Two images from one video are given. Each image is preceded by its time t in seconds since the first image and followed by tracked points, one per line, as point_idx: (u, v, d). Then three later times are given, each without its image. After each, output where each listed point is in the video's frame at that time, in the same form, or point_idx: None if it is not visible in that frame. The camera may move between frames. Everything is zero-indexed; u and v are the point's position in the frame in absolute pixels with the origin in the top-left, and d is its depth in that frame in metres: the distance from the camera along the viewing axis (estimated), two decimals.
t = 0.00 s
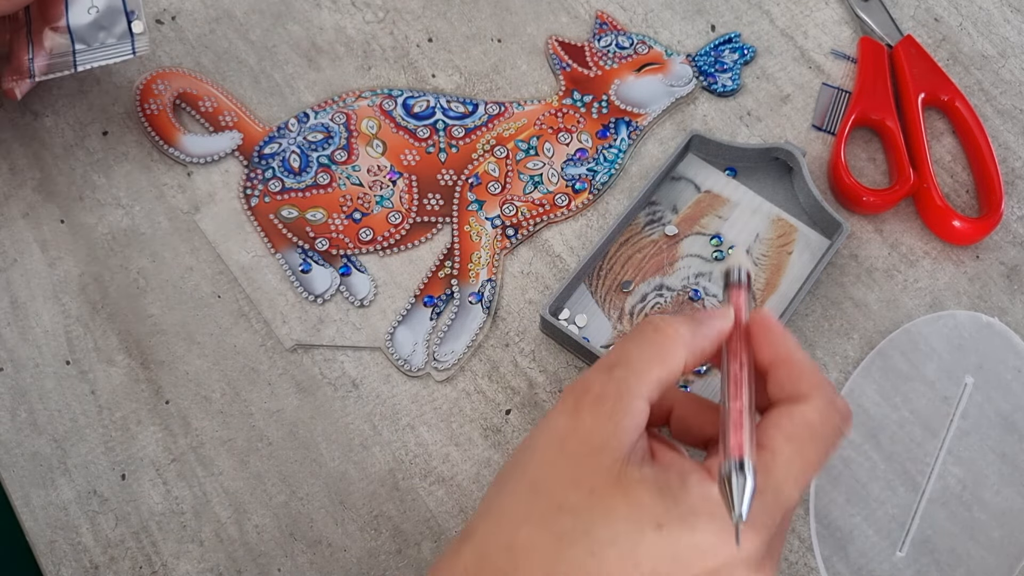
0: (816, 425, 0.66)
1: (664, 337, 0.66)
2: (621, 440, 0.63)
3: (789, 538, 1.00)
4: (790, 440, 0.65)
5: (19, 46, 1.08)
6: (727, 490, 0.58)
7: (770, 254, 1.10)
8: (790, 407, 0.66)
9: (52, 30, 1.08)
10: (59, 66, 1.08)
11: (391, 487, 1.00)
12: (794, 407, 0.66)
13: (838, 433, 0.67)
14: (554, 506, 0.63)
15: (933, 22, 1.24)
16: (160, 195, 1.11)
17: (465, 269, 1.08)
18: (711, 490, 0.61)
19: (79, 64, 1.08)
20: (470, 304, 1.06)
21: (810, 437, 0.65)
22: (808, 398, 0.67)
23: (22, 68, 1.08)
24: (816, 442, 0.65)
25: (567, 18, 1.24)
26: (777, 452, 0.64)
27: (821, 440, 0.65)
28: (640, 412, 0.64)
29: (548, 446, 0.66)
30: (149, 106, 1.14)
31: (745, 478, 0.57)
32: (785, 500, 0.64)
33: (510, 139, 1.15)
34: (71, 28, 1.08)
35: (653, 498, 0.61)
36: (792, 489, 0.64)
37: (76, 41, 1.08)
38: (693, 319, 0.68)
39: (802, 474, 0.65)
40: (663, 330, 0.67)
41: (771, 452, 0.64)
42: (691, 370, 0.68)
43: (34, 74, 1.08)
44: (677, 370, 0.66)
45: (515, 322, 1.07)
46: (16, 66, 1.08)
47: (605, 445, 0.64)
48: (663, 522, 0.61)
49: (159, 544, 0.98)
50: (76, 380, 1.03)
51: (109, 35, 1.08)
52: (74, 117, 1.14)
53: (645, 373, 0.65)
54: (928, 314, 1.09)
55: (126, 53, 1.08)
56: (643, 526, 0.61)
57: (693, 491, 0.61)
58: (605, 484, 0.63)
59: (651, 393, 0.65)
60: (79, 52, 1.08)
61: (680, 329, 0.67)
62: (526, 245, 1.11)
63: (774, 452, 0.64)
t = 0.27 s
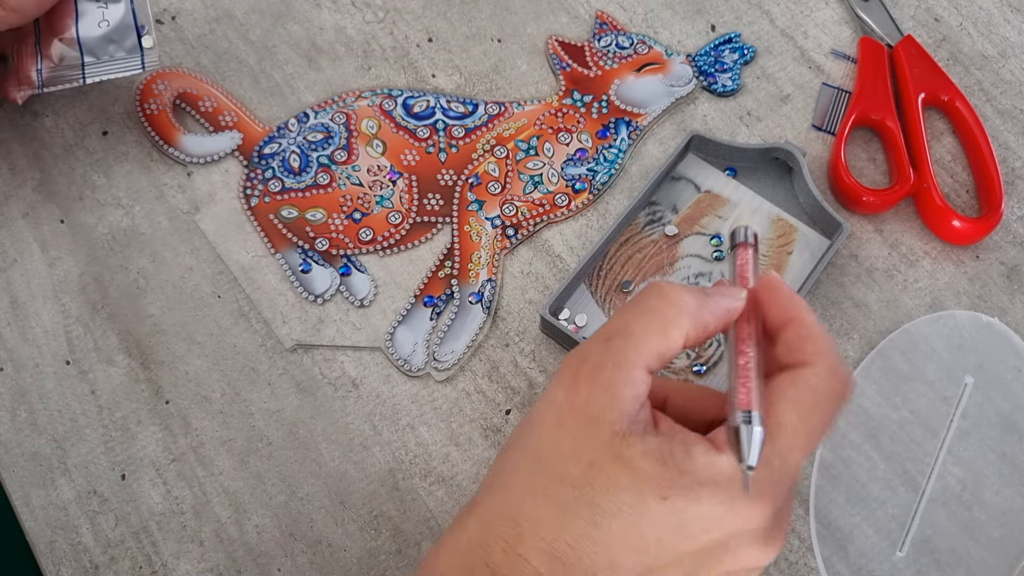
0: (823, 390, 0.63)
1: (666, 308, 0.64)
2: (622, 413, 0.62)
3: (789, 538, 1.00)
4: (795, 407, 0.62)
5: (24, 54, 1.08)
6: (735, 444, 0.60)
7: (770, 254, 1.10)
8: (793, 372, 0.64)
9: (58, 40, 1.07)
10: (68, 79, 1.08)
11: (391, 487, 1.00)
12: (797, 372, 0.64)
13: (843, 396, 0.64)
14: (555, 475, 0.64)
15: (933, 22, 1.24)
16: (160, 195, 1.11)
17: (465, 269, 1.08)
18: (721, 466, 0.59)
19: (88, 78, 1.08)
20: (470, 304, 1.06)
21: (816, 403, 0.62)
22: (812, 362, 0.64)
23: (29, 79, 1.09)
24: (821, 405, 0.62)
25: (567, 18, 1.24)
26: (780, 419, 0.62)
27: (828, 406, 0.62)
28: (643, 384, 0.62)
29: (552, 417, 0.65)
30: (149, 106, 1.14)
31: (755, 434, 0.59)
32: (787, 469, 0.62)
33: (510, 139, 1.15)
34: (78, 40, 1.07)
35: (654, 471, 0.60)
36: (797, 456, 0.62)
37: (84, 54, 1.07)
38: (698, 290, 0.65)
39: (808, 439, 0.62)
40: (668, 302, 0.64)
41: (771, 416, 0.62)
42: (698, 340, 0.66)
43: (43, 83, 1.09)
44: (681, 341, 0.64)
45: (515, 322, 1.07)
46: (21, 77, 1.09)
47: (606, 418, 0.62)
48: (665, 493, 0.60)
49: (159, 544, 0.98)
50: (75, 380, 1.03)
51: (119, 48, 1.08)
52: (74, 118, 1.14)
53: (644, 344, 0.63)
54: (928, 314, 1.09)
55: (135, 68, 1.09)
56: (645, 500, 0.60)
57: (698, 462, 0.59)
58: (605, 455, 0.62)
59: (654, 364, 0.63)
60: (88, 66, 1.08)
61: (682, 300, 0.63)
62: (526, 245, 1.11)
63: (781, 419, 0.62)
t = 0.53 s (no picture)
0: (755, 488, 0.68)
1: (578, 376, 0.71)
2: (525, 484, 0.68)
3: (789, 538, 1.00)
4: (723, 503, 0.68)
5: (24, 54, 1.08)
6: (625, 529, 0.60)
7: (770, 254, 1.10)
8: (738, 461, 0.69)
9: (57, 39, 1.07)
10: (68, 78, 1.08)
11: (391, 487, 1.00)
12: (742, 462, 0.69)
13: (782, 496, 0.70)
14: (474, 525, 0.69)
15: (933, 22, 1.24)
16: (160, 195, 1.11)
17: (465, 269, 1.08)
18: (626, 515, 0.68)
19: (88, 78, 1.09)
20: (470, 304, 1.06)
21: (748, 500, 0.68)
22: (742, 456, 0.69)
23: (26, 79, 1.08)
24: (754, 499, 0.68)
25: (567, 18, 1.24)
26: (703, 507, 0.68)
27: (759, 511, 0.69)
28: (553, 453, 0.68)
29: (460, 485, 0.71)
30: (149, 106, 1.14)
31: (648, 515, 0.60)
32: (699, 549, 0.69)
33: (510, 139, 1.15)
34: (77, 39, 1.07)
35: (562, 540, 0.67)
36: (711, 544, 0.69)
37: (83, 54, 1.08)
38: (623, 367, 0.71)
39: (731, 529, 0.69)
40: (585, 374, 0.70)
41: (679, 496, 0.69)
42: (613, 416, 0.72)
43: (42, 84, 1.08)
44: (586, 418, 0.69)
45: (515, 322, 1.07)
46: (19, 76, 1.08)
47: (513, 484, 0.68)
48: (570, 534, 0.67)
49: (159, 544, 0.98)
50: (75, 380, 1.03)
51: (118, 49, 1.08)
52: (74, 118, 1.14)
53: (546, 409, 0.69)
54: (928, 314, 1.09)
55: (135, 68, 1.09)
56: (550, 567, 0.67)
57: (600, 527, 0.67)
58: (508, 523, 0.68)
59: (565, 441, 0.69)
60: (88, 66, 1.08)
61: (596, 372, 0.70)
62: (526, 245, 1.11)
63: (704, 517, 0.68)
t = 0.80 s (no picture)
0: (725, 412, 0.54)
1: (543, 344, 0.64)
2: (483, 415, 0.61)
3: (789, 538, 1.00)
4: (641, 374, 0.53)
5: (31, 32, 1.09)
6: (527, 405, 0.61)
7: (770, 254, 1.10)
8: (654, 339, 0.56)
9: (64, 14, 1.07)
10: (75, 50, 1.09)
11: (391, 487, 1.01)
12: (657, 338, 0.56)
13: (712, 363, 0.52)
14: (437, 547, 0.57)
15: (933, 22, 1.24)
16: (160, 195, 1.11)
17: (465, 269, 1.08)
18: (565, 411, 0.56)
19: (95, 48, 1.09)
20: (470, 305, 1.06)
21: (684, 381, 0.51)
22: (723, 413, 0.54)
23: (35, 57, 1.09)
24: (671, 353, 0.53)
25: (567, 18, 1.24)
26: (695, 439, 0.54)
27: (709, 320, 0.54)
28: (509, 399, 0.62)
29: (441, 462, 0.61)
30: (149, 106, 1.14)
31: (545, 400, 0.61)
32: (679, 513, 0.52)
33: (510, 139, 1.15)
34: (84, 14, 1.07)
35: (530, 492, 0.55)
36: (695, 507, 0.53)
37: (91, 25, 1.08)
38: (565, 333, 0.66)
39: (663, 405, 0.51)
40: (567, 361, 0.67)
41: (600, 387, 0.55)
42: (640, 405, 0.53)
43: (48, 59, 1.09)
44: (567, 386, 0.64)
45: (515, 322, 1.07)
46: (27, 55, 1.09)
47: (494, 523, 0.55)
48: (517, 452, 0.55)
49: (158, 544, 0.98)
50: (75, 380, 1.03)
51: (125, 18, 1.08)
52: (74, 118, 1.14)
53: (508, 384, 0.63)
54: (928, 314, 1.09)
55: (142, 37, 1.10)
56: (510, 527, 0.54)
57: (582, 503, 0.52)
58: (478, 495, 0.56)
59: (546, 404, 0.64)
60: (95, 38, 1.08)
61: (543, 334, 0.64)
62: (526, 245, 1.11)
63: (676, 431, 0.53)
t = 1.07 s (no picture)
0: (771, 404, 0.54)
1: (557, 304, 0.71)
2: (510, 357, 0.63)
3: (789, 538, 1.00)
4: (689, 356, 0.53)
5: (28, 33, 1.08)
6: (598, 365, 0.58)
7: (793, 255, 1.09)
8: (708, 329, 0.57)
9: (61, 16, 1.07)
10: (70, 51, 1.08)
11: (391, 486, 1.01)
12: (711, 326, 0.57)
13: (763, 360, 0.52)
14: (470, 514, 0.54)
15: (933, 22, 1.24)
16: (160, 195, 1.11)
17: (465, 269, 1.08)
18: (608, 369, 0.55)
19: (90, 49, 1.08)
20: (470, 304, 1.06)
21: (734, 367, 0.52)
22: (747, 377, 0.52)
23: (31, 58, 1.08)
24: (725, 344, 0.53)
25: (567, 18, 1.24)
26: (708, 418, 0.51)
27: (769, 332, 0.54)
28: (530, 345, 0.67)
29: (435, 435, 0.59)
30: (149, 106, 1.14)
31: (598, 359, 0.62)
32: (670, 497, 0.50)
33: (510, 139, 1.15)
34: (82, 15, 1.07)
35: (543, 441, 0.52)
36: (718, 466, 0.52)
37: (87, 26, 1.07)
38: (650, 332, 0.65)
39: (706, 384, 0.51)
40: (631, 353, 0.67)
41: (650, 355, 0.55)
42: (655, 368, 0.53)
43: (44, 60, 1.08)
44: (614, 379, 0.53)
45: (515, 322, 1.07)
46: (24, 56, 1.08)
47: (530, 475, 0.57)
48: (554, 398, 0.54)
49: (158, 544, 0.98)
50: (75, 380, 1.03)
51: (121, 20, 1.08)
52: (74, 117, 1.14)
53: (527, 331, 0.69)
54: (928, 314, 1.09)
55: (138, 38, 1.09)
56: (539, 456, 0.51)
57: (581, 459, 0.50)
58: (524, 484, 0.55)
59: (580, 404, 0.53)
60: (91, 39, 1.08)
61: (537, 290, 0.70)
62: (526, 245, 1.11)
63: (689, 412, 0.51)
